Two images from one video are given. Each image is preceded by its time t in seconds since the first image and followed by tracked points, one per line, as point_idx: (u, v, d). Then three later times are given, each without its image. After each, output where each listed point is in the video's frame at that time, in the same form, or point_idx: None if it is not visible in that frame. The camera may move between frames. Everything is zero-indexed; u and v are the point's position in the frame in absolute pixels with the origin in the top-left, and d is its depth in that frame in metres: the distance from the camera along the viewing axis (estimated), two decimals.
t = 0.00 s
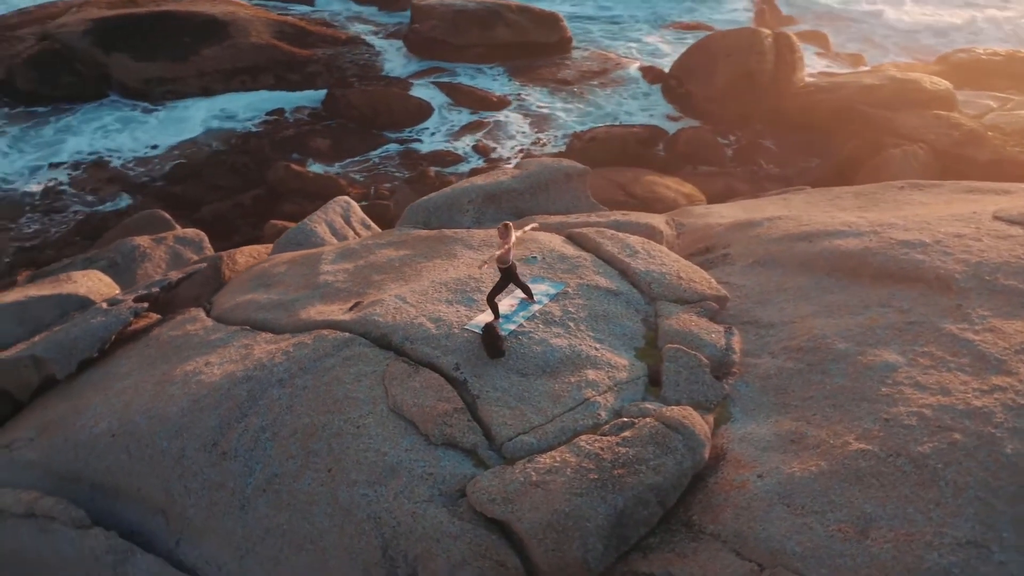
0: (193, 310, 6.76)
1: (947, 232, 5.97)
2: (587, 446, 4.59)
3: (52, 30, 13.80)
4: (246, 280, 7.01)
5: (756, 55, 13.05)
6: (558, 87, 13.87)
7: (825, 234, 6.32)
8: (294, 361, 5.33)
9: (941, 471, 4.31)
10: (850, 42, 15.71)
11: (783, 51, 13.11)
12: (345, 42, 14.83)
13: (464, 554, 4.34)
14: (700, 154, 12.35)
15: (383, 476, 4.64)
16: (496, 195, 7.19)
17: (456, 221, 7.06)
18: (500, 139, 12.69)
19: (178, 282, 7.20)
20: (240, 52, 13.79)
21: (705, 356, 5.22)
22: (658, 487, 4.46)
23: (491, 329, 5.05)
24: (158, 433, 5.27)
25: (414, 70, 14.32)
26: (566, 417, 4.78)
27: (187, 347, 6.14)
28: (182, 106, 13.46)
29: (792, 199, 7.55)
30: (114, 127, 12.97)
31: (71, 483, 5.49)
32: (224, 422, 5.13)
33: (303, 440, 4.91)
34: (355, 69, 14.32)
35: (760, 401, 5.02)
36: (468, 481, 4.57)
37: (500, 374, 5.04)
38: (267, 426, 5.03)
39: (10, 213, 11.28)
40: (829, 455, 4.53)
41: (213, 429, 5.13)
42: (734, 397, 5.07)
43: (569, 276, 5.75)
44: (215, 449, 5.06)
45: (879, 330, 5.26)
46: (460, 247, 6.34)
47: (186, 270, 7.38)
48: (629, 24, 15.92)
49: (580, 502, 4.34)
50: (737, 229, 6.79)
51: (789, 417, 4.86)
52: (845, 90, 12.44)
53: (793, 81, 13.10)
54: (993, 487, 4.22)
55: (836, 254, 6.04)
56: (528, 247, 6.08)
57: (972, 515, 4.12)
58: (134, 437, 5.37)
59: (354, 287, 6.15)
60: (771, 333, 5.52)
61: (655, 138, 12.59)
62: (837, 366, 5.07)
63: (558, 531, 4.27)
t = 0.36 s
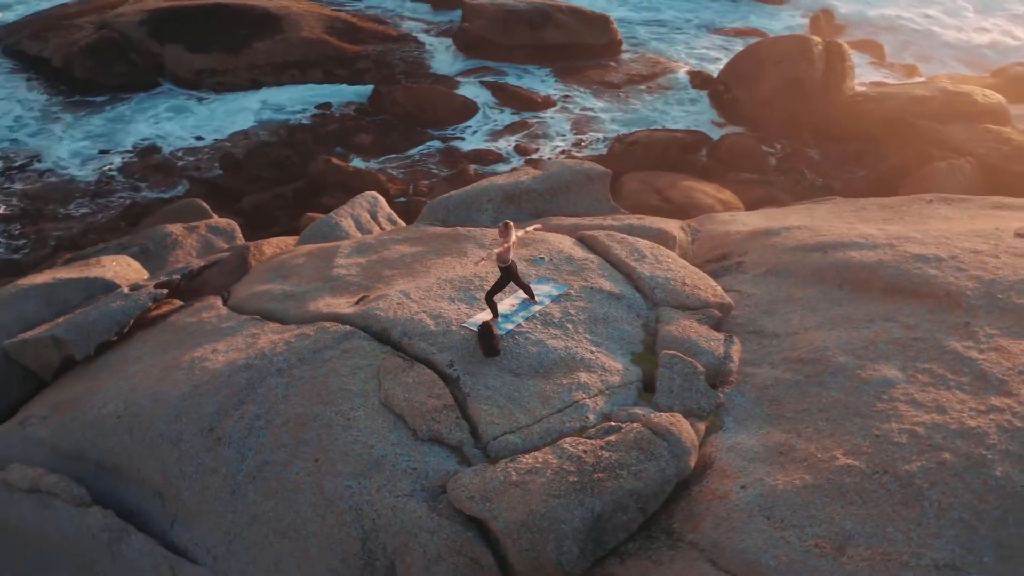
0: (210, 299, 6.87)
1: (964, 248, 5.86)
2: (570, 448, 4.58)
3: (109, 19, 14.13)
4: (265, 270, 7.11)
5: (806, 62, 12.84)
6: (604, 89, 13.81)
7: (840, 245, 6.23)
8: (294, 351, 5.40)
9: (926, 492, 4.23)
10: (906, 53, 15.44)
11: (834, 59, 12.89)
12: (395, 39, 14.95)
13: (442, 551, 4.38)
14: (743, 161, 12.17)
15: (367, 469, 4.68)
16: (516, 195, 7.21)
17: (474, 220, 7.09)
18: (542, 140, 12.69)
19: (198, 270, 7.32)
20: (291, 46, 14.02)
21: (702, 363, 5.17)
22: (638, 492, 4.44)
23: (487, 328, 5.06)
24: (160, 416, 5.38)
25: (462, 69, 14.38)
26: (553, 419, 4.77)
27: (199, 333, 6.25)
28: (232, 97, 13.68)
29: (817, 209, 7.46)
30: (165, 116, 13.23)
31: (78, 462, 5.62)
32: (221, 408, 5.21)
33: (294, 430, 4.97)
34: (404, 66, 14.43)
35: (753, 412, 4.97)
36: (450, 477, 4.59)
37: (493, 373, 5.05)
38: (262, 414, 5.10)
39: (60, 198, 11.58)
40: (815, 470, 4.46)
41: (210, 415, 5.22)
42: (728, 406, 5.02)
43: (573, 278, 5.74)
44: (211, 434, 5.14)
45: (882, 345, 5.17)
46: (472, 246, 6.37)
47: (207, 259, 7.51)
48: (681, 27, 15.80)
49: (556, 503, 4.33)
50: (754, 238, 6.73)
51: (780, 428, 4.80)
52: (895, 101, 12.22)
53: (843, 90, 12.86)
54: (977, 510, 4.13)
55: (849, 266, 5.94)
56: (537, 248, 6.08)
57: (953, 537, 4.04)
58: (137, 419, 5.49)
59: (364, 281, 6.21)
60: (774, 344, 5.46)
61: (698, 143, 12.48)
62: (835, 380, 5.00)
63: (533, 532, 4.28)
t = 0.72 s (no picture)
0: (231, 286, 6.97)
1: (982, 267, 5.72)
2: (552, 450, 4.57)
3: (173, 10, 14.47)
4: (287, 260, 7.20)
5: (861, 73, 12.60)
6: (656, 93, 13.71)
7: (858, 259, 6.12)
8: (295, 341, 5.47)
9: (906, 512, 4.13)
10: (972, 67, 15.08)
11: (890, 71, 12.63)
12: (452, 37, 15.04)
13: (417, 544, 4.41)
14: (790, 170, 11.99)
15: (352, 459, 4.73)
16: (538, 195, 7.21)
17: (495, 219, 7.11)
18: (589, 141, 12.65)
19: (223, 258, 7.47)
20: (349, 41, 14.23)
21: (698, 371, 5.12)
22: (616, 497, 4.42)
23: (483, 326, 5.08)
24: (164, 399, 5.50)
25: (516, 68, 14.41)
26: (539, 419, 4.77)
27: (214, 319, 6.37)
28: (288, 89, 13.90)
29: (845, 222, 7.33)
30: (221, 106, 13.49)
31: (87, 439, 5.76)
32: (221, 393, 5.31)
33: (286, 418, 5.04)
34: (458, 64, 14.51)
35: (745, 423, 4.90)
36: (431, 472, 4.62)
37: (486, 371, 5.06)
38: (258, 401, 5.18)
39: (114, 183, 11.88)
40: (797, 484, 4.39)
41: (210, 399, 5.32)
42: (720, 416, 4.97)
43: (579, 280, 5.72)
44: (209, 418, 5.24)
45: (884, 362, 5.06)
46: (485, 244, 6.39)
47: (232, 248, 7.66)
48: (740, 33, 15.62)
49: (531, 504, 4.33)
50: (774, 247, 6.64)
51: (770, 441, 4.73)
52: (950, 115, 11.92)
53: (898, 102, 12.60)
54: (957, 535, 4.03)
55: (863, 280, 5.84)
56: (547, 249, 6.08)
57: (928, 561, 3.95)
58: (144, 400, 5.62)
59: (376, 275, 6.26)
60: (777, 356, 5.38)
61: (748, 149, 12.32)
62: (831, 395, 4.91)
63: (505, 531, 4.29)
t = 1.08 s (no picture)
0: (253, 274, 7.07)
1: (999, 287, 5.57)
2: (534, 450, 4.57)
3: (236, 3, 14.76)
4: (309, 252, 7.29)
5: (917, 86, 12.32)
6: (709, 99, 13.58)
7: (875, 273, 6.00)
8: (300, 330, 5.55)
9: (882, 533, 4.06)
10: None
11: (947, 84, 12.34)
12: (508, 37, 15.08)
13: (394, 536, 4.46)
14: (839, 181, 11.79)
15: (339, 449, 4.78)
16: (561, 197, 7.20)
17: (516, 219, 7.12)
18: (637, 146, 12.58)
19: (248, 246, 7.64)
20: (406, 38, 14.35)
21: (693, 379, 5.08)
22: (593, 500, 4.40)
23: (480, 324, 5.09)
24: (171, 381, 5.63)
25: (570, 69, 14.38)
26: (526, 419, 4.78)
27: (230, 305, 6.49)
28: (343, 84, 14.07)
29: (872, 235, 7.19)
30: (277, 98, 13.71)
31: (99, 416, 5.91)
32: (224, 378, 5.41)
33: (282, 405, 5.12)
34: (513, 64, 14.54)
35: (736, 433, 4.85)
36: (414, 466, 4.65)
37: (480, 369, 5.09)
38: (257, 387, 5.27)
39: (167, 170, 12.16)
40: (777, 498, 4.33)
41: (213, 383, 5.42)
42: (712, 425, 4.92)
43: (584, 283, 5.71)
44: (210, 402, 5.35)
45: (884, 379, 4.96)
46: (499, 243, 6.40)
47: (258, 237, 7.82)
48: (801, 41, 15.39)
49: (507, 502, 4.34)
50: (793, 258, 6.55)
51: (757, 453, 4.67)
52: (1007, 133, 11.62)
53: (954, 117, 12.31)
54: (934, 559, 3.93)
55: (876, 295, 5.73)
56: (558, 250, 6.08)
57: None
58: (153, 381, 5.75)
59: (390, 269, 6.32)
60: (779, 368, 5.31)
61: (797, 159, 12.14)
62: (825, 409, 4.83)
63: (479, 528, 4.31)
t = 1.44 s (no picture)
0: (274, 266, 7.17)
1: (1014, 306, 5.44)
2: (519, 450, 4.57)
3: None
4: (331, 245, 7.37)
5: (970, 99, 12.02)
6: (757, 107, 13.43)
7: (889, 287, 5.89)
8: (305, 322, 5.61)
9: (860, 550, 3.99)
10: None
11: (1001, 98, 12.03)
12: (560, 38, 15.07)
13: (375, 529, 4.50)
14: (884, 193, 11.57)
15: (330, 440, 4.83)
16: (582, 200, 7.18)
17: (536, 220, 7.11)
18: (680, 151, 12.49)
19: (273, 238, 7.75)
20: (456, 37, 14.41)
21: (688, 386, 5.04)
22: (573, 502, 4.39)
23: (478, 322, 5.11)
24: (179, 366, 5.73)
25: (619, 73, 14.32)
26: (515, 419, 4.78)
27: (247, 294, 6.58)
28: (392, 82, 14.19)
29: (897, 249, 7.06)
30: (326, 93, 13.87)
31: (112, 398, 6.04)
32: (228, 365, 5.50)
33: (280, 394, 5.18)
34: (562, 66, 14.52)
35: (728, 442, 4.80)
36: (400, 460, 4.68)
37: (475, 367, 5.10)
38: (259, 375, 5.34)
39: (213, 160, 12.38)
40: (758, 510, 4.28)
41: (217, 370, 5.51)
42: (704, 434, 4.87)
43: (590, 286, 5.69)
44: (213, 388, 5.44)
45: (882, 395, 4.87)
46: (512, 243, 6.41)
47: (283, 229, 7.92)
48: (856, 50, 15.15)
49: (486, 500, 4.35)
50: (811, 269, 6.46)
51: (746, 463, 4.62)
52: None
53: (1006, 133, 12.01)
54: None
55: (887, 309, 5.63)
56: (568, 252, 6.07)
57: None
58: (163, 365, 5.86)
59: (403, 265, 6.36)
60: (780, 380, 5.24)
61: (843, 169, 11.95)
62: (819, 423, 4.76)
63: (457, 525, 4.33)
